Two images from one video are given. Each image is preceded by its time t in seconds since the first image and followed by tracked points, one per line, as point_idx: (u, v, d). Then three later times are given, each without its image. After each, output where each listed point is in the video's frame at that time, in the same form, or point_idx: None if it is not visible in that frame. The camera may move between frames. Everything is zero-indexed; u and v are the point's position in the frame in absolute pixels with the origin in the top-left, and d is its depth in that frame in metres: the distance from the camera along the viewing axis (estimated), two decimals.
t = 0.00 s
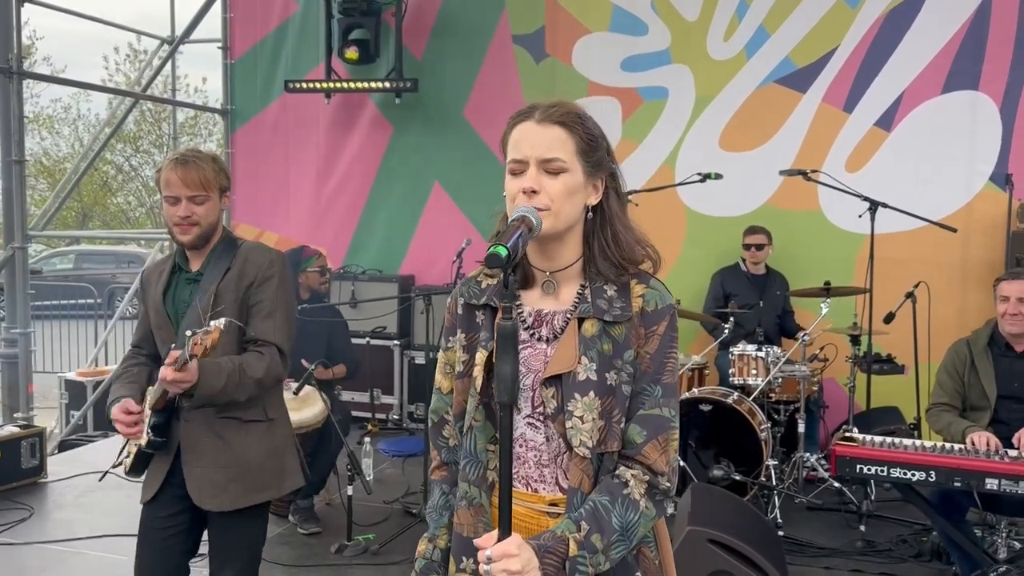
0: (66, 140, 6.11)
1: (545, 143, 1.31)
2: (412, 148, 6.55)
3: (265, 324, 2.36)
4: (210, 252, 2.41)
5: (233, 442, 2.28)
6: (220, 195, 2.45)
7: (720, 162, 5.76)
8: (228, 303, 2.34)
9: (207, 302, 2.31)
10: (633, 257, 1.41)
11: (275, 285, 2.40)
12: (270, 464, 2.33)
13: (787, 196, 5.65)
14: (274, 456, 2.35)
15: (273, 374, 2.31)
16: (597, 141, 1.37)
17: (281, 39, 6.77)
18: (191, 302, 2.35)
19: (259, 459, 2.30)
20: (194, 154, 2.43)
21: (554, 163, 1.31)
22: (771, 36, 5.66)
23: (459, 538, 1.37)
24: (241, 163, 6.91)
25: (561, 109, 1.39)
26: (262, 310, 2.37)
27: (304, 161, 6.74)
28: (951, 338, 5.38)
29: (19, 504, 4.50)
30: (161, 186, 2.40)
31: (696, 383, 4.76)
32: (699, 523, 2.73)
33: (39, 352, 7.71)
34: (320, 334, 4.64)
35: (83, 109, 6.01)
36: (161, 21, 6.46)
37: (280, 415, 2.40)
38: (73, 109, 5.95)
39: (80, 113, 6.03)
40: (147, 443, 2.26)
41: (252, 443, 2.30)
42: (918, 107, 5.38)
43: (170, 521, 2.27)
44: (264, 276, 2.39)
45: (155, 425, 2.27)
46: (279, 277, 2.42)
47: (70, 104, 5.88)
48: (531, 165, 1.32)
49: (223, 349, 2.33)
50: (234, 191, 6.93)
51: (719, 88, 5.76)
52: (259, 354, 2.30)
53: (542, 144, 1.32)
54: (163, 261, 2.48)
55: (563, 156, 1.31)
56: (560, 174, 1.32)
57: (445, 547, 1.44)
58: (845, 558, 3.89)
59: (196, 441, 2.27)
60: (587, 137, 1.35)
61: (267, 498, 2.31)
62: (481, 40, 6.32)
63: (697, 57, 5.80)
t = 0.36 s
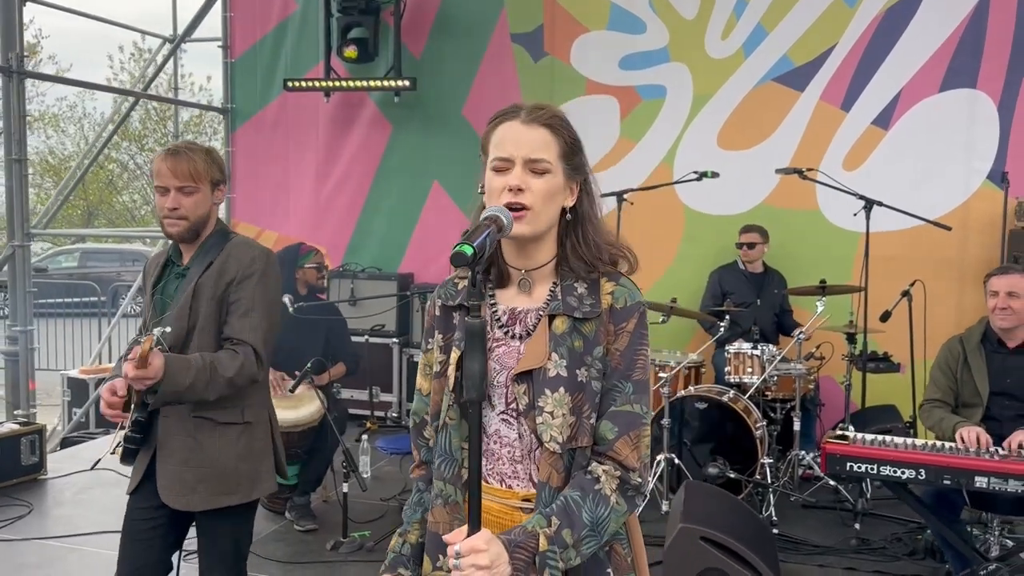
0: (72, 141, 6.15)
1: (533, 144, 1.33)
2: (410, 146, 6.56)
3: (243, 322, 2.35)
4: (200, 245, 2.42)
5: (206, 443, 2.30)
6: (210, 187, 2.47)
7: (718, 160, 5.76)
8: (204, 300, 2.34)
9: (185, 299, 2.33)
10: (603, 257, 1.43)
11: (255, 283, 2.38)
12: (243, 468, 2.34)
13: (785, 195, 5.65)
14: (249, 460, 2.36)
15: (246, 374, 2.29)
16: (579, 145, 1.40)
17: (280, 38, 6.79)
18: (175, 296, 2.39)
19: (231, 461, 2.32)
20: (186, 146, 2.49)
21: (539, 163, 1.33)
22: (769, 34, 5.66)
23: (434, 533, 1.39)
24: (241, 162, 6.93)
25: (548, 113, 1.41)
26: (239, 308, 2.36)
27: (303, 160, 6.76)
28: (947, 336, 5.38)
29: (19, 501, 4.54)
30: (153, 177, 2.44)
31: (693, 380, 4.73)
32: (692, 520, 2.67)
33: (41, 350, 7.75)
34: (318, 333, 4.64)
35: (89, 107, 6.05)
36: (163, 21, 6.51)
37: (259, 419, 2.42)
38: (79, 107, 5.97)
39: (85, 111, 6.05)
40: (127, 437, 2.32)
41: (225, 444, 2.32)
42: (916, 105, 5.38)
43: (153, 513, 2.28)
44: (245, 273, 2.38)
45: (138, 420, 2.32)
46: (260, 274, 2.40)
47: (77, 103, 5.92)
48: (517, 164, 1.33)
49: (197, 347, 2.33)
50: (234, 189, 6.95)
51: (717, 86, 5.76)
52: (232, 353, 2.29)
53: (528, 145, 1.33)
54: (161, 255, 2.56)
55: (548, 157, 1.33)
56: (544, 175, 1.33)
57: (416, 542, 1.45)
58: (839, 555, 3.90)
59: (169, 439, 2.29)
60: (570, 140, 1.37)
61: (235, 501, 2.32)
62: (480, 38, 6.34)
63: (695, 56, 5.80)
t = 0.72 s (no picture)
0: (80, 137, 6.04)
1: (508, 139, 1.33)
2: (412, 144, 6.57)
3: (213, 340, 2.36)
4: (170, 251, 2.43)
5: (170, 451, 2.34)
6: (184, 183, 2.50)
7: (719, 158, 5.75)
8: (175, 312, 2.35)
9: (154, 309, 2.33)
10: (591, 254, 1.43)
11: (228, 299, 2.40)
12: (208, 475, 2.39)
13: (787, 193, 5.64)
14: (214, 467, 2.41)
15: (216, 393, 2.33)
16: (560, 141, 1.38)
17: (284, 36, 6.80)
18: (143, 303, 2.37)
19: (194, 471, 2.36)
20: (165, 141, 2.53)
21: (512, 160, 1.33)
22: (771, 32, 5.64)
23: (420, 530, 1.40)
24: (244, 159, 6.94)
25: (527, 109, 1.41)
26: (210, 325, 2.37)
27: (306, 158, 6.77)
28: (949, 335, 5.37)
29: (21, 496, 4.57)
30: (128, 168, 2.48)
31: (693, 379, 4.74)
32: (690, 517, 2.63)
33: (45, 347, 7.78)
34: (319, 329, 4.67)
35: (96, 104, 6.06)
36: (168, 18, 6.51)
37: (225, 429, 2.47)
38: (86, 105, 5.98)
39: (93, 109, 6.05)
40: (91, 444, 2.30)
41: (188, 455, 2.36)
42: (919, 103, 5.36)
43: (118, 510, 2.33)
44: (218, 289, 2.39)
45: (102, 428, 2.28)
46: (234, 290, 2.42)
47: (83, 100, 5.94)
48: (491, 159, 1.34)
49: (164, 362, 2.35)
50: (238, 186, 6.96)
51: (720, 84, 5.75)
52: (202, 371, 2.31)
53: (504, 140, 1.33)
54: (128, 251, 2.53)
55: (523, 153, 1.33)
56: (519, 171, 1.33)
57: (407, 529, 1.45)
58: (838, 554, 3.89)
59: (137, 446, 2.33)
60: (549, 137, 1.37)
61: (197, 509, 2.36)
62: (482, 36, 6.34)
63: (697, 53, 5.79)
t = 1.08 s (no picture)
0: (88, 135, 6.04)
1: (505, 129, 1.33)
2: (416, 141, 6.57)
3: (189, 348, 2.42)
4: (141, 258, 2.44)
5: (136, 453, 2.35)
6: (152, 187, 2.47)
7: (724, 156, 5.74)
8: (153, 320, 2.39)
9: (131, 317, 2.35)
10: (588, 247, 1.43)
11: (205, 307, 2.44)
12: (174, 476, 2.41)
13: (792, 191, 5.63)
14: (179, 468, 2.44)
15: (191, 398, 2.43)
16: (562, 133, 1.38)
17: (289, 33, 6.79)
18: (115, 310, 2.38)
19: (162, 471, 2.38)
20: (134, 143, 2.48)
21: (511, 150, 1.32)
22: (776, 29, 5.62)
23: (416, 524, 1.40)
24: (248, 156, 6.92)
25: (531, 100, 1.40)
26: (186, 332, 2.42)
27: (311, 155, 6.77)
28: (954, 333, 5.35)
29: (24, 491, 4.59)
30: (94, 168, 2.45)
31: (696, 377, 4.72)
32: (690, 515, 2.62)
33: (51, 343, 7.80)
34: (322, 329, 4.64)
35: (104, 102, 6.07)
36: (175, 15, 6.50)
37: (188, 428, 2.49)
38: (94, 103, 5.99)
39: (100, 107, 6.06)
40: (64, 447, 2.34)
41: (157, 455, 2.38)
42: (925, 101, 5.34)
43: (83, 507, 2.35)
44: (195, 297, 2.44)
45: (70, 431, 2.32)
46: (212, 298, 2.46)
47: (91, 98, 5.96)
48: (489, 149, 1.33)
49: (139, 366, 2.39)
50: (242, 184, 6.93)
51: (724, 81, 5.73)
52: (180, 377, 2.41)
53: (503, 130, 1.33)
54: (88, 249, 2.50)
55: (522, 144, 1.33)
56: (518, 162, 1.33)
57: (399, 512, 1.46)
58: (841, 553, 3.88)
59: (103, 449, 2.35)
60: (550, 129, 1.36)
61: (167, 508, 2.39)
62: (486, 33, 6.33)
63: (702, 51, 5.78)
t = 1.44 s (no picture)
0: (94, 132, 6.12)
1: (531, 128, 1.33)
2: (425, 139, 6.57)
3: (190, 335, 2.40)
4: (141, 247, 2.42)
5: (143, 446, 2.35)
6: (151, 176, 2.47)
7: (734, 154, 5.73)
8: (153, 307, 2.38)
9: (132, 305, 2.34)
10: (607, 245, 1.43)
11: (205, 293, 2.43)
12: (181, 470, 2.42)
13: (802, 190, 5.61)
14: (185, 462, 2.44)
15: (195, 387, 2.38)
16: (583, 133, 1.39)
17: (298, 30, 6.79)
18: (116, 299, 2.37)
19: (168, 465, 2.38)
20: (132, 134, 2.49)
21: (537, 149, 1.32)
22: (787, 28, 5.60)
23: (433, 520, 1.39)
24: (257, 154, 6.88)
25: (552, 99, 1.40)
26: (187, 319, 2.40)
27: (320, 152, 6.76)
28: (965, 333, 5.33)
29: (35, 486, 4.61)
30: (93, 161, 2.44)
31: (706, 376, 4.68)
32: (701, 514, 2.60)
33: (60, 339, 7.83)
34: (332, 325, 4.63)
35: (111, 99, 6.05)
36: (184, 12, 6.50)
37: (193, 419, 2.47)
38: (101, 100, 5.99)
39: (108, 104, 6.05)
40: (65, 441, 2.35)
41: (162, 448, 2.38)
42: (936, 99, 5.31)
43: (87, 508, 2.36)
44: (195, 283, 2.42)
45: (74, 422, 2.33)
46: (212, 285, 2.45)
47: (99, 96, 5.95)
48: (515, 149, 1.33)
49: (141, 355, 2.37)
50: (252, 181, 6.89)
51: (735, 79, 5.72)
52: (183, 364, 2.37)
53: (529, 129, 1.33)
54: (92, 241, 2.50)
55: (548, 143, 1.33)
56: (544, 161, 1.33)
57: (419, 496, 1.45)
58: (851, 552, 3.87)
59: (109, 443, 2.35)
60: (573, 128, 1.37)
61: (175, 502, 2.38)
62: (495, 30, 6.32)
63: (712, 49, 5.76)
